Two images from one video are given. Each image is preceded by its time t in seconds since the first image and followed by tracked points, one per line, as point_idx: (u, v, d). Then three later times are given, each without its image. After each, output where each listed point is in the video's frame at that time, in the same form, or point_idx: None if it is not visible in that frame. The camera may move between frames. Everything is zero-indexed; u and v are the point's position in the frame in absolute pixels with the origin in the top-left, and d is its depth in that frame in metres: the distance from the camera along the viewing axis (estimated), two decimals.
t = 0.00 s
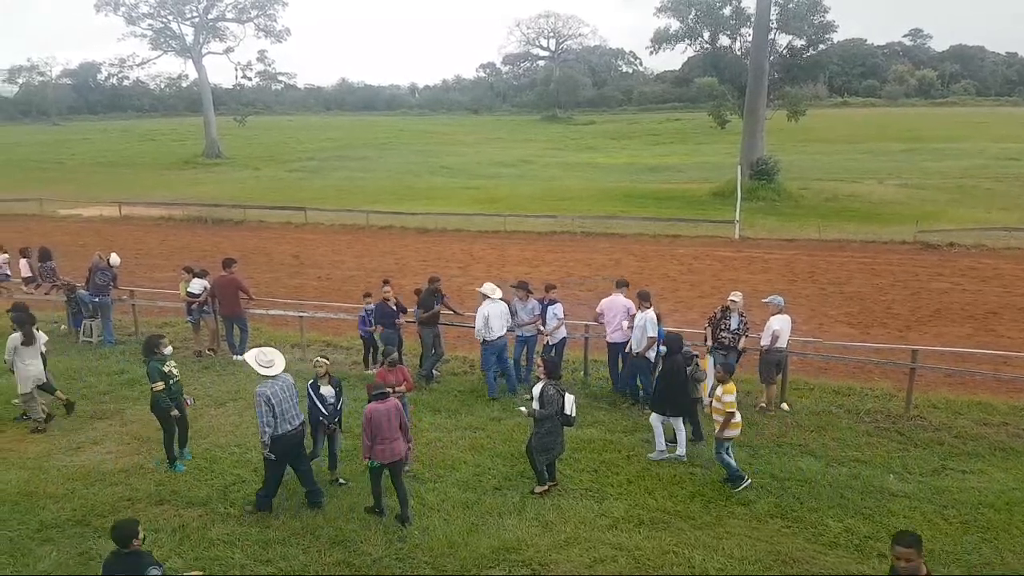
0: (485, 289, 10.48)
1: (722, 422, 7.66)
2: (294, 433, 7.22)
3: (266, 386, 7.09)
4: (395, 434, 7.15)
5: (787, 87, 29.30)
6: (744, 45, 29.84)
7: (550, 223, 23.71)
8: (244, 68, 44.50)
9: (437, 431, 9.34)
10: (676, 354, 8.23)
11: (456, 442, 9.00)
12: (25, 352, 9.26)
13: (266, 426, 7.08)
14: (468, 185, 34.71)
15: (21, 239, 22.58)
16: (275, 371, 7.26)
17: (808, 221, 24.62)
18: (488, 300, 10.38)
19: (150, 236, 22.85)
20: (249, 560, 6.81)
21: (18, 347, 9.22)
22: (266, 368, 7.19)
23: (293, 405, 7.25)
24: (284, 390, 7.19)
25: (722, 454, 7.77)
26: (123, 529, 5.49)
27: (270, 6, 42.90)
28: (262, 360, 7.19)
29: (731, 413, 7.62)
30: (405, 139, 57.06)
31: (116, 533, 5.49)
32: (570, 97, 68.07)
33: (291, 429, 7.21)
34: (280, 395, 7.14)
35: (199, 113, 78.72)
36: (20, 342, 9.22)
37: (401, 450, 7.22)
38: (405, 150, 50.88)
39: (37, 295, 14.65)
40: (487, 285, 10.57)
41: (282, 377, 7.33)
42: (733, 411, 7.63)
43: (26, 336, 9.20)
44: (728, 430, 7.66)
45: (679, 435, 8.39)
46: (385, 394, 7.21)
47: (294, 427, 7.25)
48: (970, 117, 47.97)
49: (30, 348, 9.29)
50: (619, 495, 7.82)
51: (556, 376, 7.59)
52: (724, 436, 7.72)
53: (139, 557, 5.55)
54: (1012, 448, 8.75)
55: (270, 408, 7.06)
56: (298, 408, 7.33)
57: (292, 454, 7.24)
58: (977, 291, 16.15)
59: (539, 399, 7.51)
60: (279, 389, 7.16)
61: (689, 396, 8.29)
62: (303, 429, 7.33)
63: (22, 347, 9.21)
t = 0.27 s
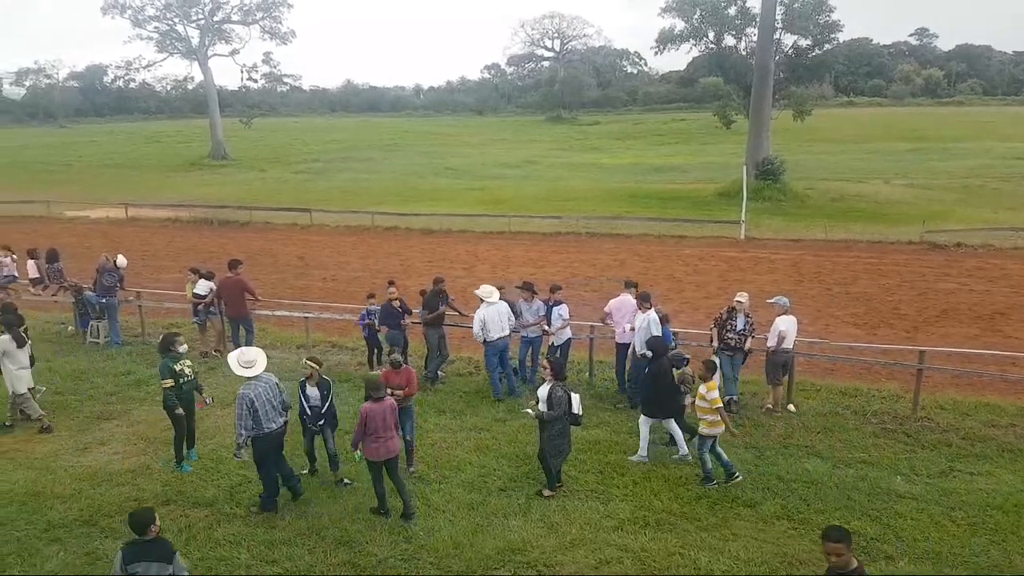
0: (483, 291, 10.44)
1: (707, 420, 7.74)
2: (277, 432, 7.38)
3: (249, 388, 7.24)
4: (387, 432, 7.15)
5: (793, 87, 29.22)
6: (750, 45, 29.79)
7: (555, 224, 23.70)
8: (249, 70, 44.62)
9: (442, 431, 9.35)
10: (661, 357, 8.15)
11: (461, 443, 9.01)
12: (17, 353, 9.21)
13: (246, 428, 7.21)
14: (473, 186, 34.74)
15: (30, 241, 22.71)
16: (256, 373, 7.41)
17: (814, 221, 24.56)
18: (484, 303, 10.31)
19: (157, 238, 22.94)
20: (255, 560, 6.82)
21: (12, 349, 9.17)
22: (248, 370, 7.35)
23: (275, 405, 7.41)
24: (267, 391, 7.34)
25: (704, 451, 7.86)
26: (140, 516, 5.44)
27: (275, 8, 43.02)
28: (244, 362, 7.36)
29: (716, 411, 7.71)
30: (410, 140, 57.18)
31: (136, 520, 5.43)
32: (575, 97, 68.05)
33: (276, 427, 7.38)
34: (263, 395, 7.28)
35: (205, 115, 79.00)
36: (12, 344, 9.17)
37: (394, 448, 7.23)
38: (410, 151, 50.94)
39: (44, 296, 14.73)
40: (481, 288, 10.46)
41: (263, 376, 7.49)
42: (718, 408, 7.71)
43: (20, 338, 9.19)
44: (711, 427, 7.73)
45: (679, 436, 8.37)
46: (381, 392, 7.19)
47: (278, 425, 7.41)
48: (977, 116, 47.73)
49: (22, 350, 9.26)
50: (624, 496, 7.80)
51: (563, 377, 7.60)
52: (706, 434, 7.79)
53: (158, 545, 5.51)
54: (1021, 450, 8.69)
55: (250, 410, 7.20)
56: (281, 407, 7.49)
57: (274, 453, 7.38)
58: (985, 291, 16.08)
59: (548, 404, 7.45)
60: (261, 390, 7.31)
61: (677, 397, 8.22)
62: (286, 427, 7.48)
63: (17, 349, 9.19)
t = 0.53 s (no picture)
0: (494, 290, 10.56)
1: (701, 421, 7.67)
2: (275, 429, 7.36)
3: (245, 385, 7.25)
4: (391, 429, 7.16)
5: (809, 87, 28.97)
6: (765, 44, 29.58)
7: (567, 224, 23.61)
8: (264, 70, 44.84)
9: (452, 431, 9.31)
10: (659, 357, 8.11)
11: (470, 442, 8.97)
12: (19, 346, 9.28)
13: (239, 423, 7.19)
14: (486, 186, 34.71)
15: (47, 239, 22.89)
16: (254, 368, 7.44)
17: (830, 223, 24.33)
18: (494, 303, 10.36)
19: (172, 236, 23.07)
20: (266, 555, 6.80)
21: (15, 342, 9.23)
22: (245, 366, 7.40)
23: (274, 401, 7.38)
24: (263, 388, 7.33)
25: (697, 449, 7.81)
26: (156, 502, 5.43)
27: (290, 8, 43.19)
28: (242, 359, 7.41)
29: (710, 411, 7.63)
30: (423, 140, 57.26)
31: (151, 505, 5.43)
32: (588, 98, 67.93)
33: (272, 424, 7.35)
34: (261, 392, 7.27)
35: (221, 115, 79.49)
36: (15, 336, 9.24)
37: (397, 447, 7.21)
38: (423, 151, 50.98)
39: (60, 293, 14.83)
40: (493, 287, 10.54)
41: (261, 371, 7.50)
42: (712, 409, 7.64)
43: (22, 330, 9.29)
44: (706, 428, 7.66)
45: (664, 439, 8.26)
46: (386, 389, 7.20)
47: (275, 422, 7.39)
48: (996, 117, 47.15)
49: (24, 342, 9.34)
50: (635, 499, 7.72)
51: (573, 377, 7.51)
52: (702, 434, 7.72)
53: (172, 531, 5.51)
54: None
55: (245, 405, 7.19)
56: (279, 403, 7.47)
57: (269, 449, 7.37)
58: (1005, 295, 15.83)
59: (562, 405, 7.40)
60: (258, 386, 7.31)
61: (673, 398, 8.16)
62: (283, 423, 7.46)
63: (21, 340, 9.27)
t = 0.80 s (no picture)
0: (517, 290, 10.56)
1: (709, 423, 7.69)
2: (283, 427, 7.38)
3: (255, 381, 7.36)
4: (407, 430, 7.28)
5: (835, 87, 28.63)
6: (791, 44, 29.30)
7: (589, 225, 23.53)
8: (288, 70, 45.18)
9: (472, 431, 9.31)
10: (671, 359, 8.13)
11: (491, 443, 8.96)
12: (35, 341, 9.47)
13: (248, 421, 7.26)
14: (508, 186, 34.69)
15: (75, 237, 23.24)
16: (264, 365, 7.53)
17: (856, 224, 24.02)
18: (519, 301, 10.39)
19: (196, 235, 23.32)
20: (288, 552, 6.84)
21: (32, 337, 9.42)
22: (256, 364, 7.49)
23: (282, 401, 7.43)
24: (270, 387, 7.38)
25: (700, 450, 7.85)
26: (179, 495, 5.42)
27: (313, 9, 43.50)
28: (253, 359, 7.51)
29: (718, 414, 7.66)
30: (444, 140, 57.38)
31: (173, 498, 5.43)
32: (610, 98, 67.71)
33: (279, 423, 7.37)
34: (267, 391, 7.33)
35: (245, 116, 80.27)
36: (32, 332, 9.43)
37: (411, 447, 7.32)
38: (445, 152, 51.08)
39: (87, 291, 15.04)
40: (519, 286, 10.57)
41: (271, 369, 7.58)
42: (720, 412, 7.68)
43: (39, 325, 9.49)
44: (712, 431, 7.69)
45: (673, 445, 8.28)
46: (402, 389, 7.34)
47: (283, 421, 7.41)
48: None
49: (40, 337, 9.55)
50: (656, 502, 7.67)
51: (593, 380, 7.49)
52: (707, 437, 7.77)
53: (194, 524, 5.52)
54: None
55: (253, 403, 7.27)
56: (286, 403, 7.49)
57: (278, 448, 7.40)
58: None
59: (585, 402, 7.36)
60: (268, 384, 7.40)
61: (682, 400, 8.16)
62: (292, 423, 7.48)
63: (39, 335, 9.48)
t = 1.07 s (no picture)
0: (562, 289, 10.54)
1: (729, 424, 7.65)
2: (296, 420, 7.51)
3: (275, 370, 7.49)
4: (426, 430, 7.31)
5: (878, 86, 28.06)
6: (832, 42, 28.79)
7: (624, 225, 23.37)
8: (326, 72, 45.73)
9: (504, 431, 9.32)
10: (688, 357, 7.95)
11: (523, 443, 8.95)
12: (54, 345, 9.43)
13: (268, 411, 7.38)
14: (542, 186, 34.64)
15: (120, 236, 23.82)
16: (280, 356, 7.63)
17: (898, 225, 23.50)
18: (559, 300, 10.43)
19: (236, 235, 23.73)
20: (322, 549, 6.91)
21: (49, 342, 9.37)
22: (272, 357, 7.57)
23: (298, 392, 7.58)
24: (283, 377, 7.49)
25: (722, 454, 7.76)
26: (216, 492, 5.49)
27: (351, 11, 43.96)
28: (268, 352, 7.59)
29: (737, 415, 7.65)
30: (480, 141, 57.55)
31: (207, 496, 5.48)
32: (647, 97, 67.25)
33: (292, 416, 7.48)
34: (283, 381, 7.45)
35: (283, 117, 81.49)
36: (49, 336, 9.38)
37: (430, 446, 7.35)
38: (480, 152, 51.22)
39: (130, 289, 15.40)
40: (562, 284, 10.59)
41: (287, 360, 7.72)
42: (737, 413, 7.67)
43: (56, 330, 9.39)
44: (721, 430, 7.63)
45: (705, 447, 8.14)
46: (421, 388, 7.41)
47: (298, 413, 7.56)
48: None
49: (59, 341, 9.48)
50: (691, 506, 7.58)
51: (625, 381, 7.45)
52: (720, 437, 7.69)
53: (229, 521, 5.56)
54: None
55: (274, 392, 7.40)
56: (301, 397, 7.61)
57: (291, 440, 7.53)
58: None
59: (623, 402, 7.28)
60: (286, 376, 7.52)
61: (696, 400, 7.99)
62: (306, 416, 7.62)
63: (56, 341, 9.40)
